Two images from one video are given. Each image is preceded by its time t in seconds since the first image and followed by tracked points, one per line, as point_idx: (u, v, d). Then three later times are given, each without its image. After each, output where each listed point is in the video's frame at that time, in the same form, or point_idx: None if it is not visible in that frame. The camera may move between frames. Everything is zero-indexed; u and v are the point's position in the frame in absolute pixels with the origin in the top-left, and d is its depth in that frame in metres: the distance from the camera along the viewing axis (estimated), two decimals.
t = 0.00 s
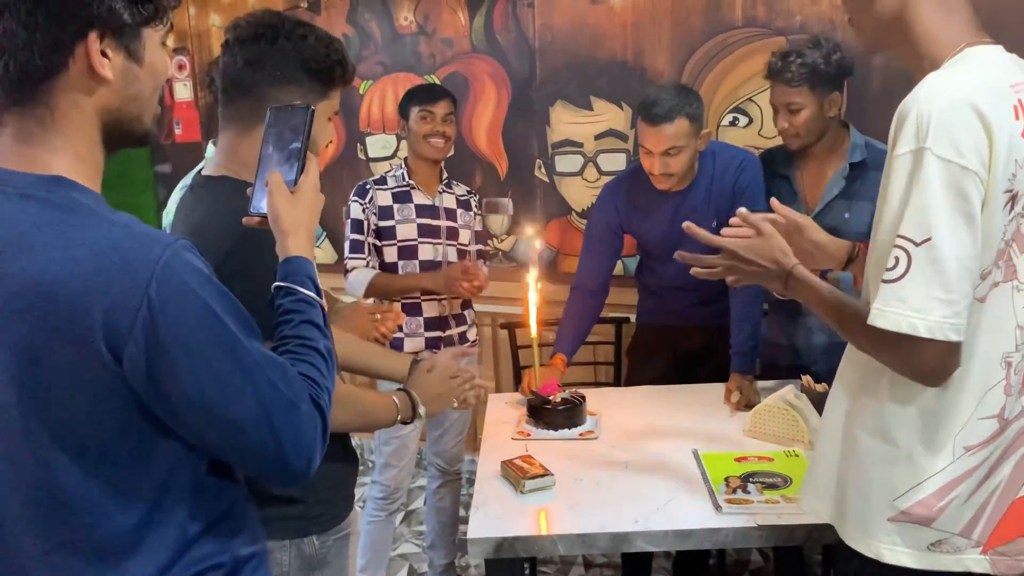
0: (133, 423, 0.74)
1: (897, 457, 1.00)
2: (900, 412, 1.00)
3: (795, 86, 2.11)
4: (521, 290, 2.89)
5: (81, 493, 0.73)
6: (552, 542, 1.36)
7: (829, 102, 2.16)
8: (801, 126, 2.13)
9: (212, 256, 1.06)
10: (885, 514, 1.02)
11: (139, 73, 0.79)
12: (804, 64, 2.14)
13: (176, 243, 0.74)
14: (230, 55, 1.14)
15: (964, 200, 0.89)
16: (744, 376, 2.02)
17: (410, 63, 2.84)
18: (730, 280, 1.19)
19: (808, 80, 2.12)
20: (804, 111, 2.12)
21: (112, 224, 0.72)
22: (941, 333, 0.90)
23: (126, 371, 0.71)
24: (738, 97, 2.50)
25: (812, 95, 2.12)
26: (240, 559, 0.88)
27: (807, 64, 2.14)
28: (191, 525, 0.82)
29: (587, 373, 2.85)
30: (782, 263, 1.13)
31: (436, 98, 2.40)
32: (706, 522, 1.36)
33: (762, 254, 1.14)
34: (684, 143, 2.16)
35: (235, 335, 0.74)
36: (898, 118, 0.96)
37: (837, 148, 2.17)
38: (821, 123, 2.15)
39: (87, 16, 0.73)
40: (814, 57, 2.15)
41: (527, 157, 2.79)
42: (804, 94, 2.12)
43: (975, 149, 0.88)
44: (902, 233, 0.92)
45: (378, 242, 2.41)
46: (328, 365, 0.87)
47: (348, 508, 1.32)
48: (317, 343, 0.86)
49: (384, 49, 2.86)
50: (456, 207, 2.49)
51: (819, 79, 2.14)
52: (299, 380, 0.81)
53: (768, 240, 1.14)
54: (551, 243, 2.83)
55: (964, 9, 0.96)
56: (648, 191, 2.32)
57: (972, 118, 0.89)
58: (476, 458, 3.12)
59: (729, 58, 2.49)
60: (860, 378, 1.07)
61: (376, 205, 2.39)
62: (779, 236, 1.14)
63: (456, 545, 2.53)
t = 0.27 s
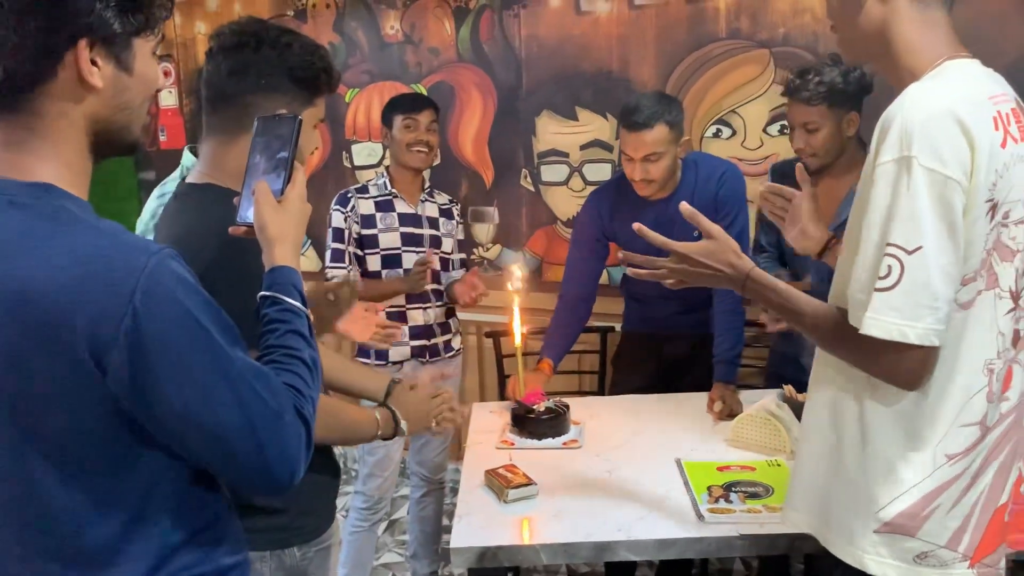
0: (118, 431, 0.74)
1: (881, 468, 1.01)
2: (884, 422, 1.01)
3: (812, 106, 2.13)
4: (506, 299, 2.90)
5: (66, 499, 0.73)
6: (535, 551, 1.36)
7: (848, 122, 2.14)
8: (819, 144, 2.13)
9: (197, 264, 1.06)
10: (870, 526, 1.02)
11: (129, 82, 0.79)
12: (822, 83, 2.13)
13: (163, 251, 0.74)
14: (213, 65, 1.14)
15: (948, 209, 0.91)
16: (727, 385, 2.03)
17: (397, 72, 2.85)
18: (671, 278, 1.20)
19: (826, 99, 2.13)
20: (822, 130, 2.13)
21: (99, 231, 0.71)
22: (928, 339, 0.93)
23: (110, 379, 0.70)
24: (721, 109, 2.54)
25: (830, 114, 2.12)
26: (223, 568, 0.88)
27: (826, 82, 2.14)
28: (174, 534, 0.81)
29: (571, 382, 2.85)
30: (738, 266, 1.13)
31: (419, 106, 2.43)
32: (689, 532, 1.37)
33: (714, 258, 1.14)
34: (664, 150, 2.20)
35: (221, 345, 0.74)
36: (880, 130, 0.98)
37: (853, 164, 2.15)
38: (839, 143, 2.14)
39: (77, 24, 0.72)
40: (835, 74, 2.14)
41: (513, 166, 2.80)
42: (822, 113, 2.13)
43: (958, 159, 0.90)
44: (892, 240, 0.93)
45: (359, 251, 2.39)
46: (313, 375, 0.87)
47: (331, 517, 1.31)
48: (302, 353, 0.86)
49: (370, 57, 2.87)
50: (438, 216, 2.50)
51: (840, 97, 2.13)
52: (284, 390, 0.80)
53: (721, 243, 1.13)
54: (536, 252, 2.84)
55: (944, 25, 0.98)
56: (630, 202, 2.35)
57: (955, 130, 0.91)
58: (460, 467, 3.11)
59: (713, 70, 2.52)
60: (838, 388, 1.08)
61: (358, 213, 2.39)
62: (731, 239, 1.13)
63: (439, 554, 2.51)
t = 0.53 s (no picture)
0: (93, 436, 0.73)
1: (852, 471, 1.03)
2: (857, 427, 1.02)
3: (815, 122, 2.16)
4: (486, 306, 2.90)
5: (39, 507, 0.72)
6: (515, 560, 1.36)
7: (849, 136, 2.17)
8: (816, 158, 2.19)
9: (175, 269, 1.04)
10: (841, 526, 1.04)
11: (105, 84, 0.77)
12: (828, 95, 2.13)
13: (140, 256, 0.73)
14: (191, 68, 1.13)
15: (921, 220, 0.92)
16: (708, 392, 2.04)
17: (378, 78, 2.84)
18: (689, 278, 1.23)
19: (829, 112, 2.14)
20: (821, 142, 2.18)
21: (75, 236, 0.70)
22: (897, 347, 0.93)
23: (86, 385, 0.69)
24: (702, 117, 2.56)
25: (831, 126, 2.15)
26: None
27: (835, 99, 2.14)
28: (150, 541, 0.80)
29: (552, 390, 2.85)
30: (742, 273, 1.15)
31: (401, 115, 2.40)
32: (668, 539, 1.37)
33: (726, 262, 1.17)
34: (647, 148, 2.22)
35: (199, 350, 0.73)
36: (859, 139, 1.00)
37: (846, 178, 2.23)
38: (836, 156, 2.20)
39: (53, 26, 0.72)
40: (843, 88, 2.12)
41: (494, 173, 2.80)
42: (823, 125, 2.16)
43: (933, 171, 0.92)
44: (862, 249, 0.95)
45: (340, 258, 2.39)
46: (291, 380, 0.86)
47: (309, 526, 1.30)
48: (280, 358, 0.85)
49: (352, 63, 2.86)
50: (417, 223, 2.48)
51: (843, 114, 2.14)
52: (262, 395, 0.79)
53: (733, 250, 1.16)
54: (516, 259, 2.84)
55: (922, 37, 1.00)
56: (613, 202, 2.39)
57: (931, 141, 0.92)
58: (441, 475, 3.09)
59: (694, 80, 2.55)
60: (817, 392, 1.09)
61: (337, 221, 2.37)
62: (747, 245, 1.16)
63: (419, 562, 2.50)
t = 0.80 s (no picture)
0: (72, 442, 0.71)
1: (843, 478, 1.03)
2: (847, 433, 1.02)
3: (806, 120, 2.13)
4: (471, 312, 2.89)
5: (17, 516, 0.70)
6: (500, 567, 1.35)
7: (833, 140, 2.15)
8: (799, 155, 2.17)
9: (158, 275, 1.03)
10: (832, 535, 1.04)
11: (89, 89, 0.76)
12: (817, 95, 2.11)
13: (124, 260, 0.72)
14: (183, 75, 1.12)
15: (911, 227, 0.93)
16: (703, 397, 2.06)
17: (364, 84, 2.84)
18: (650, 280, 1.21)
19: (820, 110, 2.12)
20: (805, 141, 2.15)
21: (59, 240, 0.69)
22: (890, 354, 0.94)
23: (68, 390, 0.68)
24: (687, 124, 2.58)
25: (818, 126, 2.13)
26: None
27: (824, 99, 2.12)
28: (128, 550, 0.78)
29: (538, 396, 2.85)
30: (708, 272, 1.15)
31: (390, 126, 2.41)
32: (654, 545, 1.37)
33: (687, 263, 1.16)
34: (629, 154, 2.22)
35: (182, 355, 0.72)
36: (847, 147, 1.00)
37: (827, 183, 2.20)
38: (819, 160, 2.18)
39: (36, 29, 0.70)
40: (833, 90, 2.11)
41: (480, 179, 2.80)
42: (809, 123, 2.14)
43: (921, 178, 0.93)
44: (857, 255, 0.95)
45: (323, 264, 2.37)
46: (274, 388, 0.85)
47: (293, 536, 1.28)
48: (263, 365, 0.84)
49: (337, 69, 2.85)
50: (401, 228, 2.47)
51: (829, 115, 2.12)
52: (245, 402, 0.78)
53: (696, 249, 1.16)
54: (502, 265, 2.83)
55: (904, 46, 1.01)
56: (598, 206, 2.42)
57: (920, 149, 0.93)
58: (425, 482, 3.07)
59: (679, 87, 2.56)
60: (801, 398, 1.10)
61: (319, 227, 2.36)
62: (705, 247, 1.16)
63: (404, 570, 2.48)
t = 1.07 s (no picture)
0: (59, 450, 0.70)
1: (834, 482, 1.03)
2: (836, 437, 1.02)
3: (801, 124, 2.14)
4: (463, 317, 2.88)
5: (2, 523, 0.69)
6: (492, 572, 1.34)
7: (823, 141, 2.18)
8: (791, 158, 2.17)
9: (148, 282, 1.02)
10: (823, 539, 1.04)
11: (77, 94, 0.75)
12: (807, 97, 2.12)
13: (113, 266, 0.71)
14: (180, 84, 1.11)
15: (901, 232, 0.93)
16: (699, 403, 2.06)
17: (357, 89, 2.83)
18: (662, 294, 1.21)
19: (810, 113, 2.13)
20: (797, 143, 2.16)
21: (48, 245, 0.69)
22: (881, 360, 0.93)
23: (55, 397, 0.67)
24: (679, 130, 2.59)
25: (808, 128, 2.15)
26: None
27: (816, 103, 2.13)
28: (115, 559, 0.77)
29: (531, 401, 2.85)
30: (718, 288, 1.14)
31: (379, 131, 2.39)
32: (646, 551, 1.37)
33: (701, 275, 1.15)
34: (621, 161, 2.21)
35: (171, 363, 0.71)
36: (839, 153, 1.01)
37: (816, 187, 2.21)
38: (810, 161, 2.19)
39: (24, 35, 0.69)
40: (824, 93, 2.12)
41: (473, 184, 2.80)
42: (800, 126, 2.15)
43: (912, 184, 0.93)
44: (845, 262, 0.95)
45: (313, 270, 2.37)
46: (262, 397, 0.84)
47: (286, 543, 1.27)
48: (252, 373, 0.83)
49: (331, 74, 2.85)
50: (391, 232, 2.46)
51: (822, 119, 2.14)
52: (233, 411, 0.77)
53: (707, 264, 1.15)
54: (495, 270, 2.83)
55: (893, 52, 1.01)
56: (597, 212, 2.41)
57: (911, 154, 0.93)
58: (418, 487, 3.06)
59: (671, 92, 2.57)
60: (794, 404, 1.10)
61: (308, 233, 2.35)
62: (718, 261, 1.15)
63: None
